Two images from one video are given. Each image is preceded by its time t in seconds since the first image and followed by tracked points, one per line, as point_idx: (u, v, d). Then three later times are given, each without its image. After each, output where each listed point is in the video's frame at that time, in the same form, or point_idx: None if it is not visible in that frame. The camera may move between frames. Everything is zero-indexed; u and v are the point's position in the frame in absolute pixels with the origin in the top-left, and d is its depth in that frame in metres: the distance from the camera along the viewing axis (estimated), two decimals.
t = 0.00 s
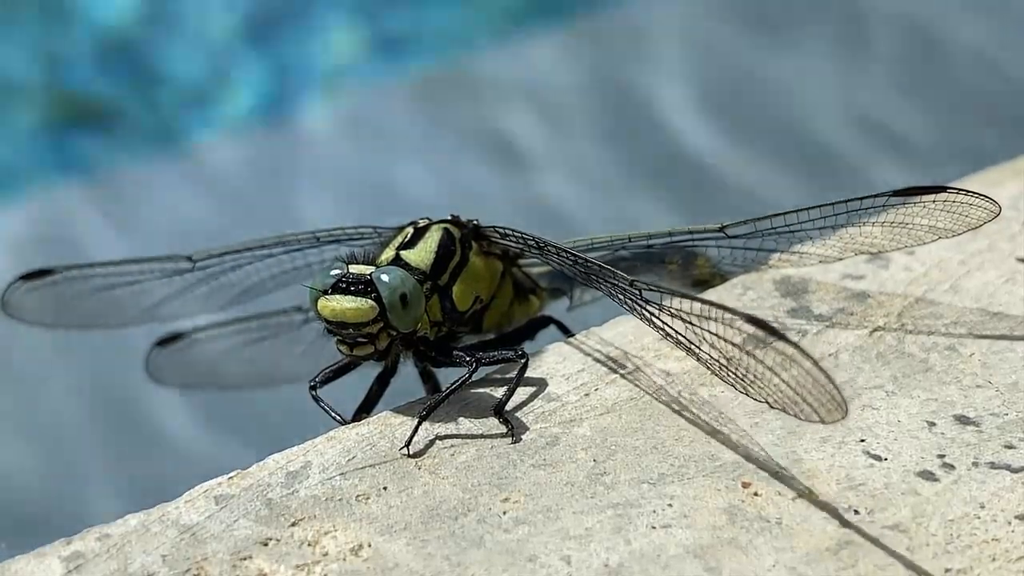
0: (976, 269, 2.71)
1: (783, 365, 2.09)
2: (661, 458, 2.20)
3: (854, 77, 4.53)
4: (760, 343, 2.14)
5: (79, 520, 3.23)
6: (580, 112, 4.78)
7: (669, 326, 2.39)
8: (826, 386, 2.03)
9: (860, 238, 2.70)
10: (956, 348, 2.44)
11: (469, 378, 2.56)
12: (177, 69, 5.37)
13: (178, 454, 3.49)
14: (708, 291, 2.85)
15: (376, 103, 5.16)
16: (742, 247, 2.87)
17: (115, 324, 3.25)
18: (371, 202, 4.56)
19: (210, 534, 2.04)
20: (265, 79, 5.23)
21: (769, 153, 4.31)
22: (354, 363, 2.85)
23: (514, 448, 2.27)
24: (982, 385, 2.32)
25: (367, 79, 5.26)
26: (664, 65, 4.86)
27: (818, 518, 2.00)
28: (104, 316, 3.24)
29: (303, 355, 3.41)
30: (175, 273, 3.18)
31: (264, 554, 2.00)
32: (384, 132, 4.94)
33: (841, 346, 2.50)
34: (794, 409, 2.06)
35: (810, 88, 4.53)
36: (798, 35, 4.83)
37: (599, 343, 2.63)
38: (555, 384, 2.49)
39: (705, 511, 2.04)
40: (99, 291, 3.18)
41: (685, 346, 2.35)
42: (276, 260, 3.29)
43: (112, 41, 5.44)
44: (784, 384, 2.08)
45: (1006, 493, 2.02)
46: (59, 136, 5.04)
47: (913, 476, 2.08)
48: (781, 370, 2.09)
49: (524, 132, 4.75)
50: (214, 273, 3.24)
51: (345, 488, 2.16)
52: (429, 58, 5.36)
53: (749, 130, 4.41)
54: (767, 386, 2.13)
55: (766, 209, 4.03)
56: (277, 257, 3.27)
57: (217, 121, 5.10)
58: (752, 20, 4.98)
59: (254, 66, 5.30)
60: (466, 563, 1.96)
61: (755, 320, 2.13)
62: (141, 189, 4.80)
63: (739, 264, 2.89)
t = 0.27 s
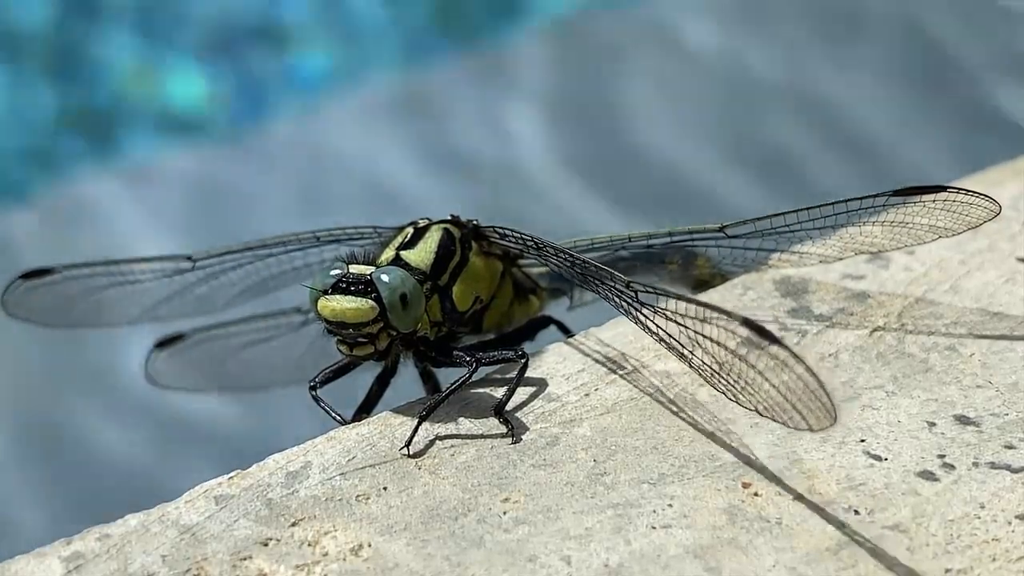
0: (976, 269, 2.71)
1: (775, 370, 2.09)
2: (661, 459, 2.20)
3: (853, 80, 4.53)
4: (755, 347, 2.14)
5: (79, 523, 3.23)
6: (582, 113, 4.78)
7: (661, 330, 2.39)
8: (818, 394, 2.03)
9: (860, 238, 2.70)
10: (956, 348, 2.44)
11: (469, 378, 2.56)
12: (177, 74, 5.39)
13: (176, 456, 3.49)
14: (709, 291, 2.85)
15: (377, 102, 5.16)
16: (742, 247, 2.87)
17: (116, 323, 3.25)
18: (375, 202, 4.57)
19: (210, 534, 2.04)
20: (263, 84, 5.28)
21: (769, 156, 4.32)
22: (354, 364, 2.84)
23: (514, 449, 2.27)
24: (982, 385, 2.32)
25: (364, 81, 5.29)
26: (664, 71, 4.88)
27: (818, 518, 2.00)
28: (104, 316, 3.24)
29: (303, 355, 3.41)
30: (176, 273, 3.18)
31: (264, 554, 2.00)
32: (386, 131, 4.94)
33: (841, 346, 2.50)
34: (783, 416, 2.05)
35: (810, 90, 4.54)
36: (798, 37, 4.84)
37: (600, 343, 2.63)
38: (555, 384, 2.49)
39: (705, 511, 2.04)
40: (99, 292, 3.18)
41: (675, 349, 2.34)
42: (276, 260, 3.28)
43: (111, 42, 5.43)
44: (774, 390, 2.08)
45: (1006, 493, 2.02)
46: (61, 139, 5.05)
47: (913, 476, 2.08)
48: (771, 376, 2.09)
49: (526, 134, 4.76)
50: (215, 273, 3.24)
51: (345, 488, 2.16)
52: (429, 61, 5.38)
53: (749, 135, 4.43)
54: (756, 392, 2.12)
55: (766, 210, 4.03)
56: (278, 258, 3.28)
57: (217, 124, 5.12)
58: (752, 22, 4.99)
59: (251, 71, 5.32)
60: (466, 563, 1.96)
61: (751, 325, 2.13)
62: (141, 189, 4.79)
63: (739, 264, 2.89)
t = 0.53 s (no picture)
0: (976, 270, 2.71)
1: (785, 364, 2.10)
2: (662, 459, 2.20)
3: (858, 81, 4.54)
4: (766, 342, 2.15)
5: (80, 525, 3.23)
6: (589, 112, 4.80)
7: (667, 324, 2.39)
8: (828, 384, 2.03)
9: (860, 239, 2.70)
10: (956, 348, 2.44)
11: (469, 378, 2.56)
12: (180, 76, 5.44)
13: (178, 456, 3.50)
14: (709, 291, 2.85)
15: (385, 100, 5.18)
16: (742, 247, 2.88)
17: (115, 325, 3.25)
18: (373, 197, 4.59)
19: (210, 534, 2.04)
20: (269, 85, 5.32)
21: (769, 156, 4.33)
22: (354, 364, 2.84)
23: (514, 449, 2.27)
24: (982, 386, 2.32)
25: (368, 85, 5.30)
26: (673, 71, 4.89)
27: (818, 518, 2.00)
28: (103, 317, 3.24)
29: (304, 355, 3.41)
30: (175, 274, 3.18)
31: (264, 554, 2.00)
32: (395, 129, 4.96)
33: (841, 347, 2.50)
34: (792, 406, 2.06)
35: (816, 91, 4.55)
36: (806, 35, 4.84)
37: (600, 343, 2.62)
38: (555, 384, 2.49)
39: (706, 511, 2.04)
40: (98, 292, 3.18)
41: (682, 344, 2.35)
42: (275, 260, 3.28)
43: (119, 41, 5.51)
44: (784, 382, 2.09)
45: (1006, 493, 2.02)
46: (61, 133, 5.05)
47: (913, 477, 2.08)
48: (778, 368, 2.11)
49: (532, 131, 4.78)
50: (214, 274, 3.24)
51: (345, 488, 2.16)
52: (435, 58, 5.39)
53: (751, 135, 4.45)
54: (767, 383, 2.14)
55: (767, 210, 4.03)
56: (277, 258, 3.27)
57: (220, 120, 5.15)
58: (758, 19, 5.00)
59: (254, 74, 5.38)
60: (466, 563, 1.96)
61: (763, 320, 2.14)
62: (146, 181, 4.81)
63: (739, 264, 2.89)
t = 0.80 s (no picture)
0: (976, 270, 2.71)
1: (802, 352, 2.14)
2: (662, 459, 2.20)
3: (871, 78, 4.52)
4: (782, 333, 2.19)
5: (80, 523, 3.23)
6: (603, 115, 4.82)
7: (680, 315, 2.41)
8: (850, 369, 2.06)
9: (861, 238, 2.70)
10: (956, 348, 2.44)
11: (469, 378, 2.56)
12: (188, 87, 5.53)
13: (178, 453, 3.49)
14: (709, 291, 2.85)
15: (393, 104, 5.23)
16: (742, 247, 2.90)
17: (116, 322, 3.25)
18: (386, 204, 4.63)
19: (211, 534, 2.04)
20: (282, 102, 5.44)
21: (781, 156, 4.33)
22: (354, 364, 2.84)
23: (514, 448, 2.27)
24: (982, 385, 2.32)
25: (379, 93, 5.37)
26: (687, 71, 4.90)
27: (818, 518, 2.00)
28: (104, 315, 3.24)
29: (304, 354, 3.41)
30: (176, 272, 3.18)
31: (264, 554, 2.00)
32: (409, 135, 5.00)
33: (842, 346, 2.50)
34: (811, 391, 2.08)
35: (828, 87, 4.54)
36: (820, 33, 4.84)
37: (601, 343, 2.62)
38: (555, 384, 2.49)
39: (706, 511, 2.04)
40: (99, 290, 3.18)
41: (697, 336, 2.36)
42: (276, 259, 3.29)
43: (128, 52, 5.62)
44: (802, 368, 2.12)
45: (1006, 493, 2.02)
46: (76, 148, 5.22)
47: (913, 476, 2.08)
48: (798, 353, 2.14)
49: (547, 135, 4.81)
50: (215, 272, 3.24)
51: (346, 488, 2.16)
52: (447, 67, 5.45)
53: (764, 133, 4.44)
54: (783, 371, 2.16)
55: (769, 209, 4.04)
56: (278, 257, 3.28)
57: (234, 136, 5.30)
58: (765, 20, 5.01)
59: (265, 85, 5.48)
60: (467, 563, 1.96)
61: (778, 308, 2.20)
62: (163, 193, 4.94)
63: (739, 264, 2.91)
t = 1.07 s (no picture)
0: (976, 270, 2.71)
1: (798, 354, 2.14)
2: (662, 459, 2.20)
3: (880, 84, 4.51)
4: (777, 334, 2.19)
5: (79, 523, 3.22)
6: (614, 113, 4.75)
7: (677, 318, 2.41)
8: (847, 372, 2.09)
9: (861, 238, 2.70)
10: (956, 348, 2.44)
11: (470, 378, 2.56)
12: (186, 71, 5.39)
13: (180, 454, 3.50)
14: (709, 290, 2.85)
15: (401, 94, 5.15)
16: (742, 247, 2.88)
17: (116, 323, 3.25)
18: (398, 203, 4.55)
19: (211, 534, 2.04)
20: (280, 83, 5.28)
21: (797, 158, 4.29)
22: (355, 364, 2.84)
23: (515, 449, 2.27)
24: (982, 386, 2.32)
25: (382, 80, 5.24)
26: (696, 69, 4.83)
27: (818, 518, 2.00)
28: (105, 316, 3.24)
29: (305, 354, 3.41)
30: (176, 273, 3.18)
31: (265, 554, 2.00)
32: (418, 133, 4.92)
33: (842, 347, 2.50)
34: (809, 394, 2.09)
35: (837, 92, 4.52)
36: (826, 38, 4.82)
37: (601, 343, 2.62)
38: (555, 384, 2.49)
39: (706, 511, 2.04)
40: (100, 291, 3.18)
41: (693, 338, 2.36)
42: (276, 260, 3.29)
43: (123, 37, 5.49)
44: (799, 370, 2.13)
45: (1006, 493, 2.02)
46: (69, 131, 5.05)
47: (914, 477, 2.08)
48: (794, 356, 2.15)
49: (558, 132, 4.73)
50: (215, 273, 3.24)
51: (346, 488, 2.16)
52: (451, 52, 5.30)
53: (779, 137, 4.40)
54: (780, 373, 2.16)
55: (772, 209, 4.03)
56: (278, 258, 3.28)
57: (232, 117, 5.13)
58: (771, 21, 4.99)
59: (266, 72, 5.36)
60: (467, 563, 1.96)
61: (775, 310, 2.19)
62: (162, 181, 4.79)
63: (739, 264, 2.90)
